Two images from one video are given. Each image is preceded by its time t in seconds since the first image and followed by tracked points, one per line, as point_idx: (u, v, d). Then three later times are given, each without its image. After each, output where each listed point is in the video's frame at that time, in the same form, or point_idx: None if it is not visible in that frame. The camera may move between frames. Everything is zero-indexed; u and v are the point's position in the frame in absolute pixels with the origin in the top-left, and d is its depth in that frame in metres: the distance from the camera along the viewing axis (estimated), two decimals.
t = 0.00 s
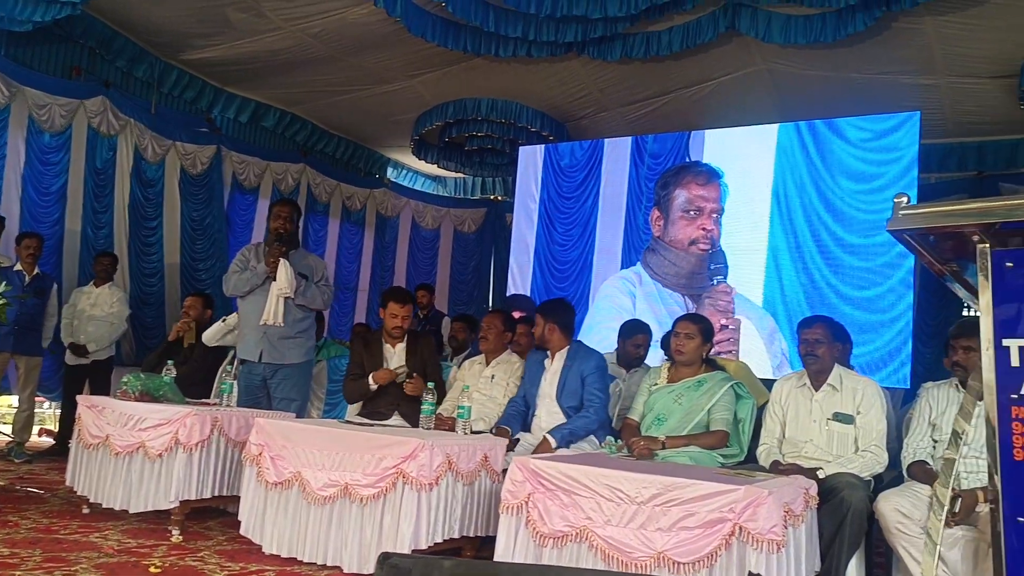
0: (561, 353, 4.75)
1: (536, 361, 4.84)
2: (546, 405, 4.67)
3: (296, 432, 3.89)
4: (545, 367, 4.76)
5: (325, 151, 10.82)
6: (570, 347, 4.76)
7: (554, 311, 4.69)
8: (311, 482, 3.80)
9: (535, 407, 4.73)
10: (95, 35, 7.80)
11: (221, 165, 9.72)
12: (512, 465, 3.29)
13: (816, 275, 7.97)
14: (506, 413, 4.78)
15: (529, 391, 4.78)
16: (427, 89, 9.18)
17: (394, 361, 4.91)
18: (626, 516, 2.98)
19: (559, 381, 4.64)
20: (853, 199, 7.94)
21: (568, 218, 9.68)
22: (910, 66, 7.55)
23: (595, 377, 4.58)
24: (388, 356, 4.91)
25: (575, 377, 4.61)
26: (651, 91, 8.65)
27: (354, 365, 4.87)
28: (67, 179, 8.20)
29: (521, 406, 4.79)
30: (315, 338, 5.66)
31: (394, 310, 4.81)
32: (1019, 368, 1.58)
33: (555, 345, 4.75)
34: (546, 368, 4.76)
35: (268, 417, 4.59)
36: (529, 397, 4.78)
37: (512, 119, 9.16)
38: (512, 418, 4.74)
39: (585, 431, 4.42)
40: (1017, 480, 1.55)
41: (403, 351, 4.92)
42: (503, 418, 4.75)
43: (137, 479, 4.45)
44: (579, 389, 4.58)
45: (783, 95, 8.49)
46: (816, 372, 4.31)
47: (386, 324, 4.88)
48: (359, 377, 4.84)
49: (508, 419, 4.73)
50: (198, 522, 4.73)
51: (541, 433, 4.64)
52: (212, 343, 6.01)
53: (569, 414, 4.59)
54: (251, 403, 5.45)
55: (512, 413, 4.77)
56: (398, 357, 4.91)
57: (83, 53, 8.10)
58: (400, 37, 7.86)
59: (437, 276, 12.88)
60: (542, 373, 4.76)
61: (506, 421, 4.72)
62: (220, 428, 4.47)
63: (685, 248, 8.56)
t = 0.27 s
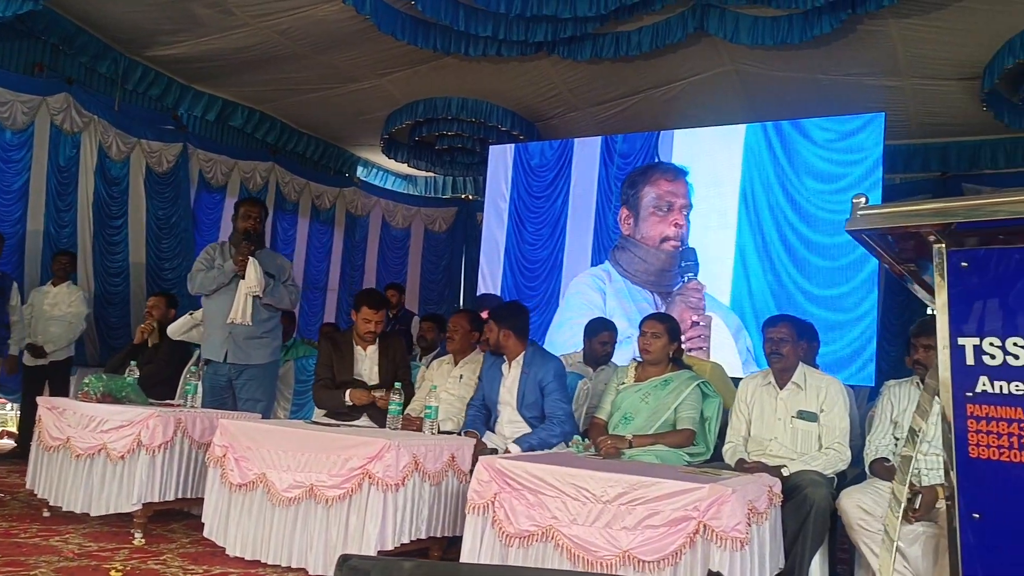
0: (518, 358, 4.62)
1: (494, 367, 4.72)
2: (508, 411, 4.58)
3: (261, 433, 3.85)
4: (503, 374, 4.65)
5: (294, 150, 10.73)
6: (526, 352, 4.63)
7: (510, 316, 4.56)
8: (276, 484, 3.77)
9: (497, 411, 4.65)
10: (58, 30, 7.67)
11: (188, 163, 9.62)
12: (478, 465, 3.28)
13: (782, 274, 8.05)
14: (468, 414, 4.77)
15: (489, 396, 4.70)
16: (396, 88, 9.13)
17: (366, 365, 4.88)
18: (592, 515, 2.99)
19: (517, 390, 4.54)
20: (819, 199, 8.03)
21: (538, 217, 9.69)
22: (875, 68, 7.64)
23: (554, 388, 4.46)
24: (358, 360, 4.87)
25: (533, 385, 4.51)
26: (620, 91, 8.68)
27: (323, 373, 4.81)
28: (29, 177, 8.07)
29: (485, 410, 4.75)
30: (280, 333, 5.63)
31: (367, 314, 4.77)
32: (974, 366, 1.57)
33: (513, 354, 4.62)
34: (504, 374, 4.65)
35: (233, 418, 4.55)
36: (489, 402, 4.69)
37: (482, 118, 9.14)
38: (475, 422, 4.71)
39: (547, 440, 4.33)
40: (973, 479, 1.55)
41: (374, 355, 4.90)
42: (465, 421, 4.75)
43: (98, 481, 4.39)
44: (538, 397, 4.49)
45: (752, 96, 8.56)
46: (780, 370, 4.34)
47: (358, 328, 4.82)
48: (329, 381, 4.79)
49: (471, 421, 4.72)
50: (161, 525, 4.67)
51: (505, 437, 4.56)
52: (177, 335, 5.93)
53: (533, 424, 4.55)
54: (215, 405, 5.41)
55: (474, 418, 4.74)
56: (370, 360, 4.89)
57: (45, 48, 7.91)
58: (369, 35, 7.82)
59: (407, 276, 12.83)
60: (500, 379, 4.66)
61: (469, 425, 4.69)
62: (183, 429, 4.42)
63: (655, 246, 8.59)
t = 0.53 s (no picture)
0: (508, 364, 4.59)
1: (483, 372, 4.72)
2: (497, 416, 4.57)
3: (252, 437, 3.84)
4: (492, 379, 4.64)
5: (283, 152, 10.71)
6: (514, 358, 4.59)
7: (497, 322, 4.53)
8: (266, 488, 3.75)
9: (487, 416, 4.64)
10: (46, 34, 7.64)
11: (177, 166, 9.60)
12: (469, 468, 3.27)
13: (772, 274, 8.07)
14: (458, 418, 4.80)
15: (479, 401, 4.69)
16: (386, 91, 9.12)
17: (361, 370, 4.87)
18: (584, 517, 2.98)
19: (506, 397, 4.52)
20: (807, 200, 8.05)
21: (529, 219, 9.69)
22: (863, 68, 7.68)
23: (545, 395, 4.45)
24: (353, 365, 4.85)
25: (522, 391, 4.50)
26: (610, 93, 8.69)
27: (318, 379, 4.77)
28: (18, 181, 8.03)
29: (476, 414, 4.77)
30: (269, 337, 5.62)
31: (363, 320, 4.74)
32: (962, 366, 1.58)
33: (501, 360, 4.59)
34: (493, 380, 4.63)
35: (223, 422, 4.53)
36: (479, 406, 4.69)
37: (472, 121, 9.14)
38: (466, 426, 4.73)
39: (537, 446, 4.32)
40: (962, 478, 1.55)
41: (369, 360, 4.89)
42: (456, 424, 4.78)
43: (87, 487, 4.36)
44: (528, 403, 4.49)
45: (741, 97, 8.58)
46: (770, 370, 4.34)
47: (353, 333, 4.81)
48: (325, 387, 4.75)
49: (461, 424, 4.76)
50: (151, 530, 4.65)
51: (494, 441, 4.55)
52: (166, 339, 5.89)
53: (524, 431, 4.54)
54: (206, 409, 5.37)
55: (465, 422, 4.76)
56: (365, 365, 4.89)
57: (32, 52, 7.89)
58: (358, 38, 7.81)
59: (399, 278, 12.81)
60: (489, 383, 4.65)
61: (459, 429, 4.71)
62: (173, 433, 4.40)
63: (652, 250, 8.58)
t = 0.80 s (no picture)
0: (534, 366, 4.61)
1: (509, 374, 4.72)
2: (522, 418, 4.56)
3: (274, 444, 3.86)
4: (518, 381, 4.64)
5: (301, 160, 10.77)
6: (540, 360, 4.61)
7: (522, 322, 4.55)
8: (289, 495, 3.77)
9: (511, 419, 4.63)
10: (66, 46, 7.72)
11: (196, 176, 9.67)
12: (492, 474, 3.27)
13: (791, 275, 8.02)
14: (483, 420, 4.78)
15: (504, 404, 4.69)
16: (402, 98, 9.15)
17: (386, 377, 4.89)
18: (608, 522, 2.97)
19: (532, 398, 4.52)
20: (826, 200, 8.00)
21: (546, 224, 9.69)
22: (881, 68, 7.63)
23: (570, 396, 4.44)
24: (378, 372, 4.87)
25: (548, 392, 4.50)
26: (626, 96, 8.68)
27: (341, 387, 4.79)
28: (39, 192, 8.11)
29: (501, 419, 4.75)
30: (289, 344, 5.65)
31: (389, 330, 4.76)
32: (992, 368, 1.55)
33: (527, 360, 4.60)
34: (519, 383, 4.64)
35: (246, 430, 4.55)
36: (504, 410, 4.69)
37: (487, 127, 9.19)
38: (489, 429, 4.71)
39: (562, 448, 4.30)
40: (993, 482, 1.53)
41: (393, 368, 4.91)
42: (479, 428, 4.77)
43: (112, 495, 4.39)
44: (554, 405, 4.48)
45: (758, 99, 8.55)
46: (792, 373, 4.32)
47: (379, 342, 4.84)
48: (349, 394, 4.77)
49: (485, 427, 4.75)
50: (176, 538, 4.67)
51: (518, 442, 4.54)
52: (188, 348, 5.95)
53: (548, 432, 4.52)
54: (227, 416, 5.41)
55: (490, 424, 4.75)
56: (391, 371, 4.90)
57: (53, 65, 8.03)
58: (374, 46, 7.84)
59: (417, 284, 12.84)
60: (514, 387, 4.65)
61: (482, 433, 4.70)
62: (197, 441, 4.43)
63: (676, 256, 8.55)
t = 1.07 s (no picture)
0: (579, 372, 4.62)
1: (554, 378, 4.72)
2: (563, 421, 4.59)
3: (314, 455, 3.88)
4: (563, 385, 4.66)
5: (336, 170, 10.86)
6: (588, 364, 4.63)
7: (571, 327, 4.55)
8: (330, 506, 3.78)
9: (553, 424, 4.65)
10: (107, 62, 7.86)
11: (233, 188, 9.79)
12: (531, 485, 3.25)
13: (830, 282, 7.92)
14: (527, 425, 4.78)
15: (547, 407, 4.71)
16: (436, 108, 9.19)
17: (425, 388, 4.89)
18: (650, 534, 2.95)
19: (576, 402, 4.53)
20: (865, 205, 7.90)
21: (581, 231, 9.68)
22: (919, 70, 7.53)
23: (614, 401, 4.44)
24: (417, 384, 4.88)
25: (591, 397, 4.50)
26: (660, 103, 8.65)
27: (382, 397, 4.80)
28: (82, 206, 8.25)
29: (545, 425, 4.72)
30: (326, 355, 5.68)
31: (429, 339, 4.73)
32: None
33: (572, 364, 4.61)
34: (564, 386, 4.65)
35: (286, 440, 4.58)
36: (547, 414, 4.70)
37: (521, 136, 9.14)
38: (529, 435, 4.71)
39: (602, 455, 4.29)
40: None
41: (432, 378, 4.91)
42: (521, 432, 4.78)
43: (156, 505, 4.44)
44: (596, 409, 4.48)
45: (794, 103, 8.47)
46: (835, 382, 4.26)
47: (419, 351, 4.85)
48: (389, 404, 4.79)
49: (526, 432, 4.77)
50: (218, 548, 4.72)
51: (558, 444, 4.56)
52: (228, 359, 6.01)
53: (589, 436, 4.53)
54: (267, 426, 5.42)
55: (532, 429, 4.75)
56: (428, 381, 4.91)
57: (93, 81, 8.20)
58: (408, 58, 7.89)
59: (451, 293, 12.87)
60: (559, 391, 4.66)
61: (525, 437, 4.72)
62: (238, 451, 4.46)
63: (719, 265, 8.45)
